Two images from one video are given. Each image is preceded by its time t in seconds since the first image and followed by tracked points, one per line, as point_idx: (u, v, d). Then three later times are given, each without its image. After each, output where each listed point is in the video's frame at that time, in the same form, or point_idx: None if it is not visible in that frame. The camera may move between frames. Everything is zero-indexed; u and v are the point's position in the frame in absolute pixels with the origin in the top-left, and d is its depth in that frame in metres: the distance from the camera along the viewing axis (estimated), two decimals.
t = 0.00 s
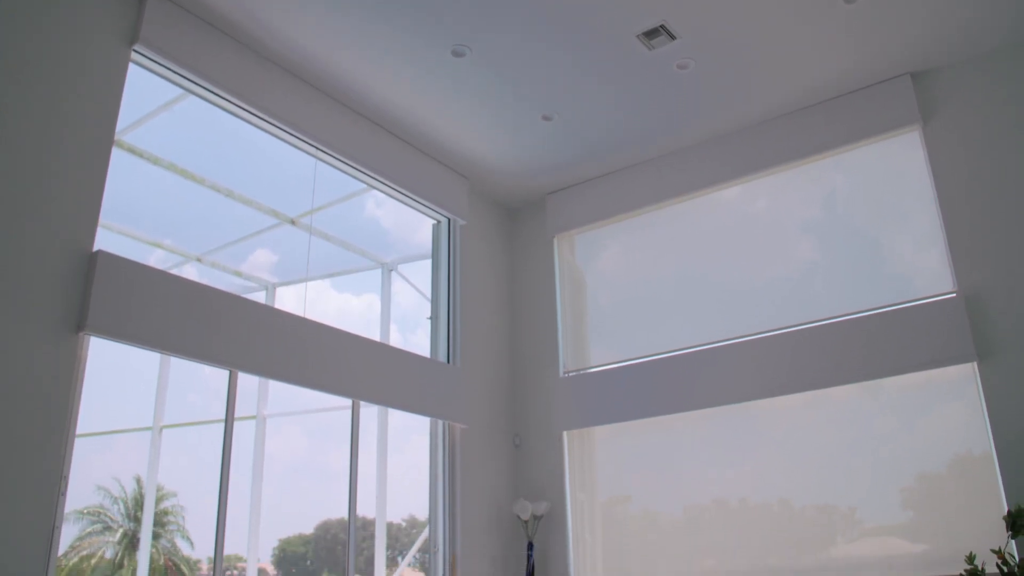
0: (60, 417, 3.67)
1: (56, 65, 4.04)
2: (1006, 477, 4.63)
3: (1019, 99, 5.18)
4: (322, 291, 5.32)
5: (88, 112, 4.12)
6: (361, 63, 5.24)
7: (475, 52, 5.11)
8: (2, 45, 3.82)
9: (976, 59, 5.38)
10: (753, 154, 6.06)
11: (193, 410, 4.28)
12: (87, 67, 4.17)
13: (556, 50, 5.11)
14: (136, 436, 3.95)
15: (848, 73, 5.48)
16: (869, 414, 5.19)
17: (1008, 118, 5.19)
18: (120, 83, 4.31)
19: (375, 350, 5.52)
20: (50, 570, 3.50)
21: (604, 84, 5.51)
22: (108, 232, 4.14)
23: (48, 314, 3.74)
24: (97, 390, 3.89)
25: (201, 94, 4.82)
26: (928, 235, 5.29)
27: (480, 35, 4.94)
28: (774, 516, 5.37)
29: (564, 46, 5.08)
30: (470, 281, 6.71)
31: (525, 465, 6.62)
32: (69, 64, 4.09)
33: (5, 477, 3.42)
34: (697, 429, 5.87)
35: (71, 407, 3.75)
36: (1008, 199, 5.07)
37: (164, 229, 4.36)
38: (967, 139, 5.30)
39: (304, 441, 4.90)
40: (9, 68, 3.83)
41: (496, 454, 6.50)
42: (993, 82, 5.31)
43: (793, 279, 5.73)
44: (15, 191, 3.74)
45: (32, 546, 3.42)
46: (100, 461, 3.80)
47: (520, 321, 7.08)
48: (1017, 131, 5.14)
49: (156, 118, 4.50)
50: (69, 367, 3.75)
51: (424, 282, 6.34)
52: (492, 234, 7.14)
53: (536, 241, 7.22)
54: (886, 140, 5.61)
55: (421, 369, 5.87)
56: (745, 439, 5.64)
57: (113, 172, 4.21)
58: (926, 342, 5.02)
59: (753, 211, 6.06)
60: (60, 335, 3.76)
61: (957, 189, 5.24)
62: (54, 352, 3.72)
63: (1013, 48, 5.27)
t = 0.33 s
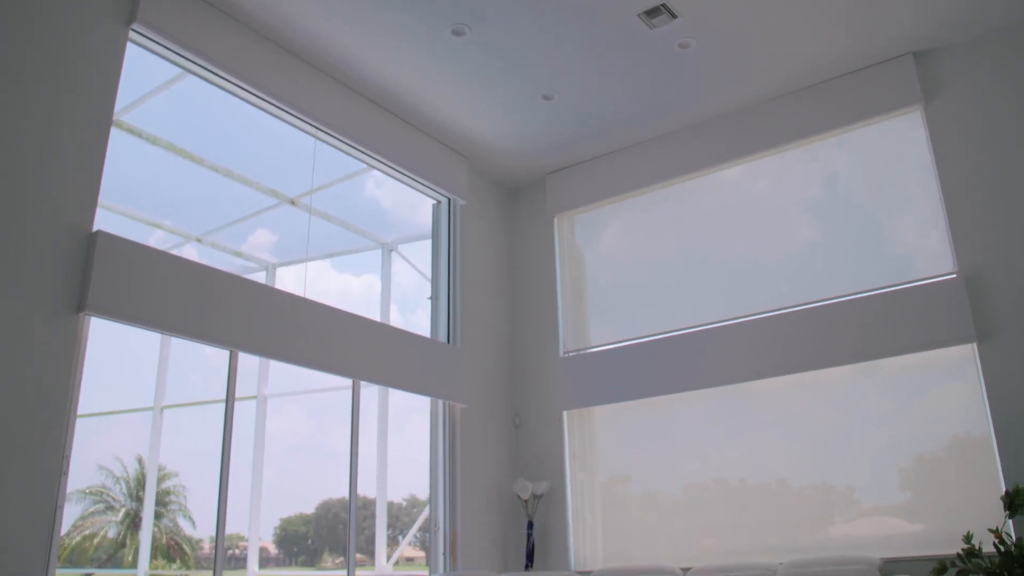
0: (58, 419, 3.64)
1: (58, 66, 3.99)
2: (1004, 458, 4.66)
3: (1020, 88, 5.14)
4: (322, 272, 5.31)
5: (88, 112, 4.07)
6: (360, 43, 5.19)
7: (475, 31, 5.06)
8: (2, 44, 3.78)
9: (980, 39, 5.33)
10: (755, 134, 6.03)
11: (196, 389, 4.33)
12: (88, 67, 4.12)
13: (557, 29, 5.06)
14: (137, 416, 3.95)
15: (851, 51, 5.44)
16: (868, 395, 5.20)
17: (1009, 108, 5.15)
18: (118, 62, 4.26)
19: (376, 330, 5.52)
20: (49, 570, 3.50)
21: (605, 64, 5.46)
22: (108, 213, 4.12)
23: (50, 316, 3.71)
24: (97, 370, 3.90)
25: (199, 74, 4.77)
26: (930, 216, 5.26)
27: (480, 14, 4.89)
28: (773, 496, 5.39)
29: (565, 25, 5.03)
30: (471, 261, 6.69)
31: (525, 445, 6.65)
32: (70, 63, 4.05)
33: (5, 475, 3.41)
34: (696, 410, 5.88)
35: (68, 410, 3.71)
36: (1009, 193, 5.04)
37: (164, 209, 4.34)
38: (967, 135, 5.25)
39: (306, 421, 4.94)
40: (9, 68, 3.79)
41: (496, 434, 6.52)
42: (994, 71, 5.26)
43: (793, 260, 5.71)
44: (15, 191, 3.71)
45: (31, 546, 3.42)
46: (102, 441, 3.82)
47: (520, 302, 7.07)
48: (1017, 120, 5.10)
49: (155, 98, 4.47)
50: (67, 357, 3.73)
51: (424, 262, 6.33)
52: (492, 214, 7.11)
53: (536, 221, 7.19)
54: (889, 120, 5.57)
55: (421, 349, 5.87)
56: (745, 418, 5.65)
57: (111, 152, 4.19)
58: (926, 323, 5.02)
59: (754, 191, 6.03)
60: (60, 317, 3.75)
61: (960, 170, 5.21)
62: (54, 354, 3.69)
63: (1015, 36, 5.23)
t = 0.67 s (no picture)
0: (57, 419, 3.62)
1: (59, 67, 3.94)
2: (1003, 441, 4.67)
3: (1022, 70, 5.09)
4: (322, 253, 5.30)
5: (88, 112, 4.02)
6: (359, 22, 5.14)
7: (475, 10, 5.01)
8: (2, 43, 3.73)
9: (984, 18, 5.28)
10: (756, 114, 5.99)
11: (197, 371, 4.34)
12: (88, 67, 4.07)
13: (557, 7, 5.00)
14: (136, 398, 3.97)
15: (854, 30, 5.38)
16: (868, 376, 5.21)
17: (1005, 102, 5.12)
18: (116, 42, 4.22)
19: (376, 311, 5.51)
20: (49, 570, 3.50)
21: (606, 43, 5.40)
22: (107, 194, 4.10)
23: (51, 317, 3.69)
24: (99, 351, 3.91)
25: (198, 54, 4.72)
26: (931, 197, 5.23)
27: None
28: (772, 476, 5.41)
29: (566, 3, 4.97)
30: (471, 242, 6.67)
31: (524, 425, 6.67)
32: (70, 62, 4.00)
33: (6, 475, 3.39)
34: (695, 390, 5.89)
35: (67, 410, 3.69)
36: (1007, 191, 5.00)
37: (163, 190, 4.32)
38: (965, 133, 5.20)
39: (306, 401, 4.95)
40: (9, 68, 3.74)
41: (496, 414, 6.54)
42: (992, 68, 5.21)
43: (794, 241, 5.69)
44: (15, 192, 3.67)
45: (32, 546, 3.41)
46: (103, 422, 3.84)
47: (520, 283, 7.05)
48: (1013, 115, 5.07)
49: (153, 78, 4.43)
50: (69, 338, 3.74)
51: (424, 243, 6.31)
52: (492, 194, 7.08)
53: (536, 201, 7.17)
54: (890, 100, 5.53)
55: (421, 330, 5.87)
56: (744, 399, 5.66)
57: (110, 132, 4.17)
58: (926, 304, 5.02)
59: (755, 171, 5.99)
60: (61, 297, 3.75)
61: (962, 151, 5.18)
62: (55, 355, 3.67)
63: (1015, 25, 5.17)
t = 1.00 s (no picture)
0: (57, 417, 3.61)
1: (58, 67, 3.90)
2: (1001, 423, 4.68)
3: None
4: (322, 235, 5.28)
5: (88, 112, 3.98)
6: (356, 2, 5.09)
7: None
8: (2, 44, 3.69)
9: None
10: (758, 96, 5.95)
11: (197, 354, 4.36)
12: (88, 67, 4.02)
13: None
14: (139, 378, 4.00)
15: (857, 11, 5.33)
16: (868, 359, 5.21)
17: (1004, 95, 5.07)
18: (114, 24, 4.17)
19: (376, 293, 5.50)
20: (50, 568, 3.50)
21: (606, 24, 5.35)
22: (106, 177, 4.08)
23: (51, 317, 3.67)
24: (100, 334, 3.91)
25: (196, 35, 4.68)
26: (933, 179, 5.20)
27: None
28: (771, 458, 5.43)
29: None
30: (471, 224, 6.65)
31: (524, 407, 6.69)
32: (70, 63, 3.95)
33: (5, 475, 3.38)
34: (695, 373, 5.89)
35: (66, 405, 3.68)
36: (1007, 185, 4.96)
37: (163, 172, 4.31)
38: (965, 125, 5.15)
39: (307, 384, 4.97)
40: (8, 68, 3.70)
41: (496, 396, 6.56)
42: (993, 57, 5.15)
43: (794, 223, 5.66)
44: (14, 192, 3.64)
45: (33, 545, 3.41)
46: (104, 405, 3.85)
47: (520, 265, 7.04)
48: (1014, 108, 5.02)
49: (152, 60, 4.39)
50: (70, 324, 3.74)
51: (423, 225, 6.29)
52: (492, 176, 7.04)
53: (536, 183, 7.14)
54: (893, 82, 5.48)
55: (421, 312, 5.86)
56: (744, 381, 5.66)
57: (109, 114, 4.14)
58: (927, 287, 5.00)
59: (756, 153, 5.96)
60: (61, 281, 3.74)
61: (963, 133, 5.15)
62: (55, 355, 3.65)
63: (1017, 12, 5.12)
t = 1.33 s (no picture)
0: (57, 416, 3.60)
1: (58, 68, 3.86)
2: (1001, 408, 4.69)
3: None
4: (322, 220, 5.26)
5: (88, 112, 3.95)
6: None
7: None
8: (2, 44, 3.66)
9: None
10: (758, 80, 5.91)
11: (198, 339, 4.38)
12: (88, 67, 3.98)
13: None
14: (141, 363, 4.03)
15: None
16: (868, 344, 5.21)
17: (1005, 91, 5.02)
18: (112, 8, 4.13)
19: (376, 277, 5.50)
20: (50, 569, 3.51)
21: (606, 8, 5.31)
22: (105, 161, 4.06)
23: (51, 317, 3.66)
24: (100, 318, 3.92)
25: (195, 19, 4.64)
26: (934, 163, 5.18)
27: None
28: (771, 443, 5.45)
29: None
30: (471, 208, 6.63)
31: (524, 391, 6.71)
32: (71, 65, 3.92)
33: (5, 477, 3.37)
34: (694, 358, 5.90)
35: (67, 398, 3.68)
36: (1007, 181, 4.93)
37: (162, 157, 4.29)
38: (965, 121, 5.11)
39: (308, 368, 4.98)
40: (8, 70, 3.67)
41: (496, 380, 6.57)
42: (994, 51, 5.09)
43: (795, 208, 5.64)
44: (14, 191, 3.62)
45: (33, 546, 3.41)
46: (104, 389, 3.87)
47: (520, 249, 7.02)
48: (1014, 104, 4.97)
49: (151, 44, 4.36)
50: (69, 311, 3.73)
51: (423, 209, 6.27)
52: (492, 160, 7.02)
53: (536, 167, 7.11)
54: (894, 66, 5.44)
55: (421, 297, 5.86)
56: (744, 366, 5.67)
57: (108, 98, 4.12)
58: (928, 272, 4.99)
59: (757, 137, 5.93)
60: (62, 266, 3.73)
61: (964, 117, 5.11)
62: (55, 355, 3.64)
63: None
